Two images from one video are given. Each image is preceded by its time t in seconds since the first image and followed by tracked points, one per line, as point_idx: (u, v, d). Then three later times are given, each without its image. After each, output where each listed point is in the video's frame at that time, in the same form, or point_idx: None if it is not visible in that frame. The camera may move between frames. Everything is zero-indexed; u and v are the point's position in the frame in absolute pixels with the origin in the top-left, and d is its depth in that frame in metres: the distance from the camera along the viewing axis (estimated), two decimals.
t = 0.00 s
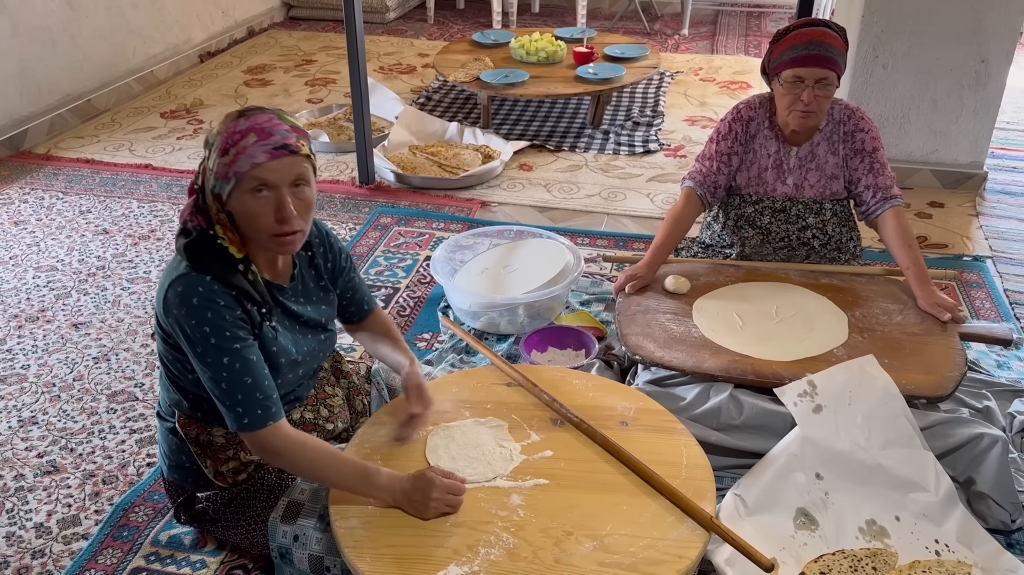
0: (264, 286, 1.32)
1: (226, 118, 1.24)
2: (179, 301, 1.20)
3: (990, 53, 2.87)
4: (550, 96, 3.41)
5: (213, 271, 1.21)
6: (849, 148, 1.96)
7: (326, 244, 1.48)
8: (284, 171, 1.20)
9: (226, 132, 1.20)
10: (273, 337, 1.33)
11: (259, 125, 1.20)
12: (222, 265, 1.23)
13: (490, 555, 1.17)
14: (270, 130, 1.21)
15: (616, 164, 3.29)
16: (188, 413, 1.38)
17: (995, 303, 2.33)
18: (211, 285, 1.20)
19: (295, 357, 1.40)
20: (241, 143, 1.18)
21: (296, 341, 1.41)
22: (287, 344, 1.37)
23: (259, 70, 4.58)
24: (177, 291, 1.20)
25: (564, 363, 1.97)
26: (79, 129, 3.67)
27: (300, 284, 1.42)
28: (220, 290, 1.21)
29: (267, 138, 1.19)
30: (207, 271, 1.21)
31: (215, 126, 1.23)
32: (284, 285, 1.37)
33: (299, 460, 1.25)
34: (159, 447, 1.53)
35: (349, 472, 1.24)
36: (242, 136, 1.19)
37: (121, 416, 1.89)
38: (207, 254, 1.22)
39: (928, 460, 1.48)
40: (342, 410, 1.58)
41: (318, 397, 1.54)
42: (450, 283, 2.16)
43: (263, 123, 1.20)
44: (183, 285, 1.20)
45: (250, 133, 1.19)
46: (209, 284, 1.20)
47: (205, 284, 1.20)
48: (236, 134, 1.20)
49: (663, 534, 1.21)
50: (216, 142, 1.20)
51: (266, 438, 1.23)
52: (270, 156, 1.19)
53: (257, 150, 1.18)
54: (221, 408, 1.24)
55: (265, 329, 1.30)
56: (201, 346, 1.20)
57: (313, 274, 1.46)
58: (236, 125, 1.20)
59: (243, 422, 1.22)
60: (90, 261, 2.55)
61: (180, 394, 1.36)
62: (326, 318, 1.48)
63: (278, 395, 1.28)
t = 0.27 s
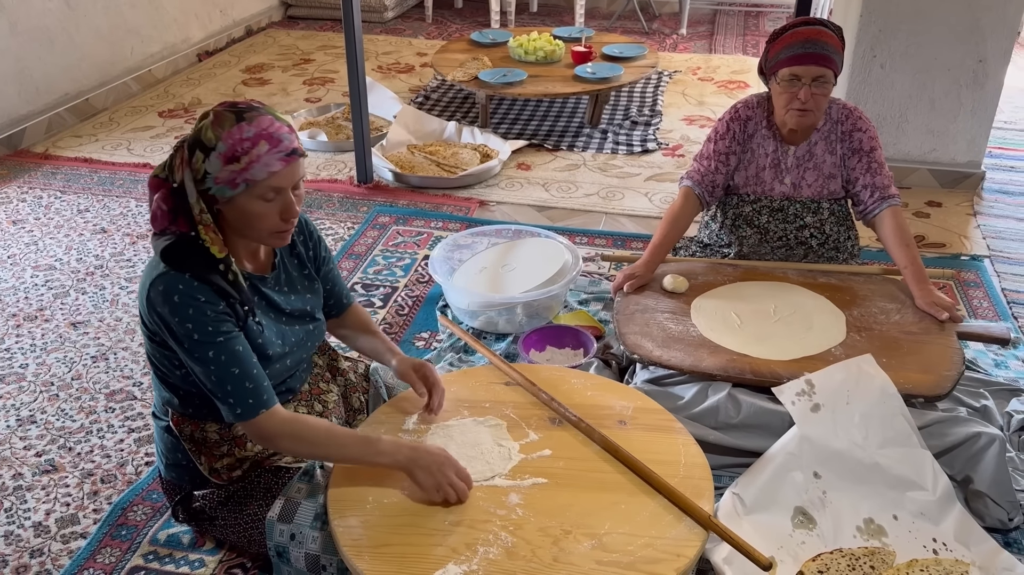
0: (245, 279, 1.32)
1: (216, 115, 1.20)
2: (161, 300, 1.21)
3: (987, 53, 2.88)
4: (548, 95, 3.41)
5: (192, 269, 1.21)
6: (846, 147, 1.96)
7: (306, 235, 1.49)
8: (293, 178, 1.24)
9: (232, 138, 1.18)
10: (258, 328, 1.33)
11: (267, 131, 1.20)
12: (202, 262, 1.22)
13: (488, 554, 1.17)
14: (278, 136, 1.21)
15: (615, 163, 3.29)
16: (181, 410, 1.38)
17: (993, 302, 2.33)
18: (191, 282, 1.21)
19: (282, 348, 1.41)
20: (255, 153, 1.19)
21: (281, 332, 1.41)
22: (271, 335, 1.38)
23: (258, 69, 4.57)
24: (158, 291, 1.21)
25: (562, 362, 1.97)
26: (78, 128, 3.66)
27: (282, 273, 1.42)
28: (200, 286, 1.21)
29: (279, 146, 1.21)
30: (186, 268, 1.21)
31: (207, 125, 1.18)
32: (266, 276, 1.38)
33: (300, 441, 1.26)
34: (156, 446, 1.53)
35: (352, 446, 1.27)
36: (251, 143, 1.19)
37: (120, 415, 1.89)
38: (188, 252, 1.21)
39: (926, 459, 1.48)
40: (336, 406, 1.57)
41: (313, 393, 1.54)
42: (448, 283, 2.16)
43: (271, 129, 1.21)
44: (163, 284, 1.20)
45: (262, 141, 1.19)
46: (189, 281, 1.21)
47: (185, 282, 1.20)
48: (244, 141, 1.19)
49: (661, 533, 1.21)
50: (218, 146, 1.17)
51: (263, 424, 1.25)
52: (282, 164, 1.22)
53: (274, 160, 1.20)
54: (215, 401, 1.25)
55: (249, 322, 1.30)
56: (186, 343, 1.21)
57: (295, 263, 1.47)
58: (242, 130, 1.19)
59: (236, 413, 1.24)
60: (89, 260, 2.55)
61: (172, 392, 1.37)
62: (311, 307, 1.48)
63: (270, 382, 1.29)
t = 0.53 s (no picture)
0: (241, 277, 1.32)
1: (224, 114, 1.19)
2: (159, 299, 1.21)
3: (986, 53, 2.88)
4: (547, 94, 3.41)
5: (189, 267, 1.21)
6: (845, 147, 1.96)
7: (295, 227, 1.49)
8: (298, 178, 1.28)
9: (247, 140, 1.19)
10: (254, 325, 1.33)
11: (279, 133, 1.23)
12: (200, 261, 1.22)
13: (486, 552, 1.17)
14: (289, 138, 1.24)
15: (613, 162, 3.29)
16: (178, 409, 1.37)
17: (991, 303, 2.34)
18: (188, 280, 1.21)
19: (278, 343, 1.41)
20: (269, 155, 1.21)
21: (277, 327, 1.41)
22: (268, 330, 1.38)
23: (256, 67, 4.57)
24: (156, 289, 1.21)
25: (560, 361, 1.97)
26: (75, 126, 3.65)
27: (274, 267, 1.43)
28: (198, 283, 1.21)
29: (291, 148, 1.24)
30: (183, 266, 1.21)
31: (218, 124, 1.18)
32: (258, 271, 1.39)
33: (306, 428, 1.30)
34: (154, 445, 1.53)
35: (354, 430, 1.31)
36: (267, 145, 1.21)
37: (117, 413, 1.89)
38: (185, 249, 1.20)
39: (924, 458, 1.48)
40: (333, 402, 1.57)
41: (309, 389, 1.54)
42: (446, 282, 2.16)
43: (283, 131, 1.23)
44: (161, 282, 1.20)
45: (276, 144, 1.22)
46: (186, 278, 1.21)
47: (182, 280, 1.20)
48: (259, 144, 1.20)
49: (659, 531, 1.21)
50: (232, 147, 1.18)
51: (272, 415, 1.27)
52: (292, 165, 1.25)
53: (287, 162, 1.23)
54: (217, 396, 1.25)
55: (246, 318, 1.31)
56: (186, 339, 1.21)
57: (286, 257, 1.46)
58: (256, 132, 1.20)
59: (239, 407, 1.24)
60: (87, 258, 2.54)
61: (168, 392, 1.36)
62: (305, 301, 1.49)
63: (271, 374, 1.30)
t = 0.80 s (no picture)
0: (237, 275, 1.31)
1: (212, 105, 1.20)
2: (153, 295, 1.20)
3: (983, 56, 2.89)
4: (545, 94, 3.41)
5: (186, 265, 1.21)
6: (840, 149, 1.96)
7: (295, 227, 1.49)
8: (289, 167, 1.25)
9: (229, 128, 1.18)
10: (246, 328, 1.33)
11: (263, 121, 1.21)
12: (196, 258, 1.22)
13: (480, 553, 1.17)
14: (274, 126, 1.22)
15: (611, 162, 3.29)
16: (172, 407, 1.37)
17: (986, 305, 2.34)
18: (184, 279, 1.20)
19: (272, 344, 1.41)
20: (250, 142, 1.19)
21: (272, 328, 1.41)
22: (263, 331, 1.38)
23: (254, 65, 4.56)
24: (151, 285, 1.20)
25: (556, 361, 1.97)
26: (72, 123, 3.65)
27: (273, 267, 1.42)
28: (192, 283, 1.21)
29: (275, 136, 1.21)
30: (180, 264, 1.21)
31: (203, 116, 1.19)
32: (256, 271, 1.38)
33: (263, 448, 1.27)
34: (148, 444, 1.53)
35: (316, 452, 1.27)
36: (248, 133, 1.19)
37: (112, 411, 1.89)
38: (181, 244, 1.21)
39: (918, 460, 1.48)
40: (328, 401, 1.57)
41: (304, 388, 1.54)
42: (443, 281, 2.16)
43: (267, 119, 1.21)
44: (156, 279, 1.20)
45: (258, 130, 1.20)
46: (181, 277, 1.20)
47: (177, 278, 1.20)
48: (240, 131, 1.19)
49: (653, 533, 1.21)
50: (215, 136, 1.18)
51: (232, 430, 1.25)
52: (280, 153, 1.22)
53: (269, 149, 1.20)
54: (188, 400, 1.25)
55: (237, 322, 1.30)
56: (169, 341, 1.21)
57: (286, 257, 1.46)
58: (238, 120, 1.19)
59: (204, 418, 1.24)
60: (83, 256, 2.54)
61: (163, 389, 1.36)
62: (303, 303, 1.49)
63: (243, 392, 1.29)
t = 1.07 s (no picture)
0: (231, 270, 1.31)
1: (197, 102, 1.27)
2: (146, 290, 1.20)
3: (982, 58, 2.89)
4: (543, 93, 3.41)
5: (180, 260, 1.21)
6: (837, 150, 1.96)
7: (295, 229, 1.48)
8: (255, 148, 1.23)
9: (195, 112, 1.22)
10: (239, 328, 1.32)
11: (227, 103, 1.22)
12: (189, 250, 1.22)
13: (476, 552, 1.17)
14: (238, 108, 1.22)
15: (609, 162, 3.29)
16: (167, 404, 1.37)
17: (983, 307, 2.34)
18: (176, 274, 1.20)
19: (266, 345, 1.40)
20: (209, 122, 1.20)
21: (267, 329, 1.41)
22: (257, 331, 1.37)
23: (253, 63, 4.56)
24: (144, 279, 1.20)
25: (553, 361, 1.97)
26: (70, 119, 3.64)
27: (271, 268, 1.42)
28: (185, 280, 1.21)
29: (236, 116, 1.22)
30: (175, 259, 1.21)
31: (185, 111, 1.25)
32: (254, 270, 1.38)
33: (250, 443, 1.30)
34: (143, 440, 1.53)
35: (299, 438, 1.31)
36: (210, 114, 1.21)
37: (108, 408, 1.88)
38: (171, 237, 1.22)
39: (914, 462, 1.49)
40: (323, 403, 1.56)
41: (299, 388, 1.53)
42: (441, 280, 2.16)
43: (232, 102, 1.22)
44: (150, 273, 1.20)
45: (219, 112, 1.21)
46: (174, 272, 1.20)
47: (170, 273, 1.20)
48: (204, 114, 1.22)
49: (649, 532, 1.21)
50: (185, 123, 1.22)
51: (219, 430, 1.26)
52: (239, 133, 1.21)
53: (225, 126, 1.20)
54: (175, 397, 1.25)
55: (229, 322, 1.30)
56: (160, 336, 1.21)
57: (286, 259, 1.46)
58: (205, 105, 1.22)
59: (190, 415, 1.24)
60: (79, 252, 2.53)
61: (155, 384, 1.36)
62: (301, 305, 1.49)
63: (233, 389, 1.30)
